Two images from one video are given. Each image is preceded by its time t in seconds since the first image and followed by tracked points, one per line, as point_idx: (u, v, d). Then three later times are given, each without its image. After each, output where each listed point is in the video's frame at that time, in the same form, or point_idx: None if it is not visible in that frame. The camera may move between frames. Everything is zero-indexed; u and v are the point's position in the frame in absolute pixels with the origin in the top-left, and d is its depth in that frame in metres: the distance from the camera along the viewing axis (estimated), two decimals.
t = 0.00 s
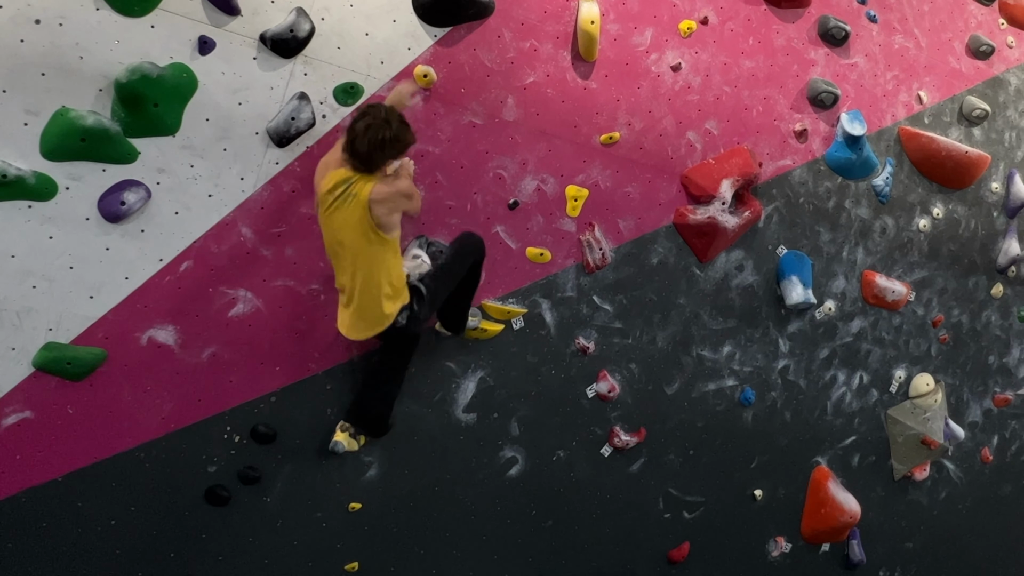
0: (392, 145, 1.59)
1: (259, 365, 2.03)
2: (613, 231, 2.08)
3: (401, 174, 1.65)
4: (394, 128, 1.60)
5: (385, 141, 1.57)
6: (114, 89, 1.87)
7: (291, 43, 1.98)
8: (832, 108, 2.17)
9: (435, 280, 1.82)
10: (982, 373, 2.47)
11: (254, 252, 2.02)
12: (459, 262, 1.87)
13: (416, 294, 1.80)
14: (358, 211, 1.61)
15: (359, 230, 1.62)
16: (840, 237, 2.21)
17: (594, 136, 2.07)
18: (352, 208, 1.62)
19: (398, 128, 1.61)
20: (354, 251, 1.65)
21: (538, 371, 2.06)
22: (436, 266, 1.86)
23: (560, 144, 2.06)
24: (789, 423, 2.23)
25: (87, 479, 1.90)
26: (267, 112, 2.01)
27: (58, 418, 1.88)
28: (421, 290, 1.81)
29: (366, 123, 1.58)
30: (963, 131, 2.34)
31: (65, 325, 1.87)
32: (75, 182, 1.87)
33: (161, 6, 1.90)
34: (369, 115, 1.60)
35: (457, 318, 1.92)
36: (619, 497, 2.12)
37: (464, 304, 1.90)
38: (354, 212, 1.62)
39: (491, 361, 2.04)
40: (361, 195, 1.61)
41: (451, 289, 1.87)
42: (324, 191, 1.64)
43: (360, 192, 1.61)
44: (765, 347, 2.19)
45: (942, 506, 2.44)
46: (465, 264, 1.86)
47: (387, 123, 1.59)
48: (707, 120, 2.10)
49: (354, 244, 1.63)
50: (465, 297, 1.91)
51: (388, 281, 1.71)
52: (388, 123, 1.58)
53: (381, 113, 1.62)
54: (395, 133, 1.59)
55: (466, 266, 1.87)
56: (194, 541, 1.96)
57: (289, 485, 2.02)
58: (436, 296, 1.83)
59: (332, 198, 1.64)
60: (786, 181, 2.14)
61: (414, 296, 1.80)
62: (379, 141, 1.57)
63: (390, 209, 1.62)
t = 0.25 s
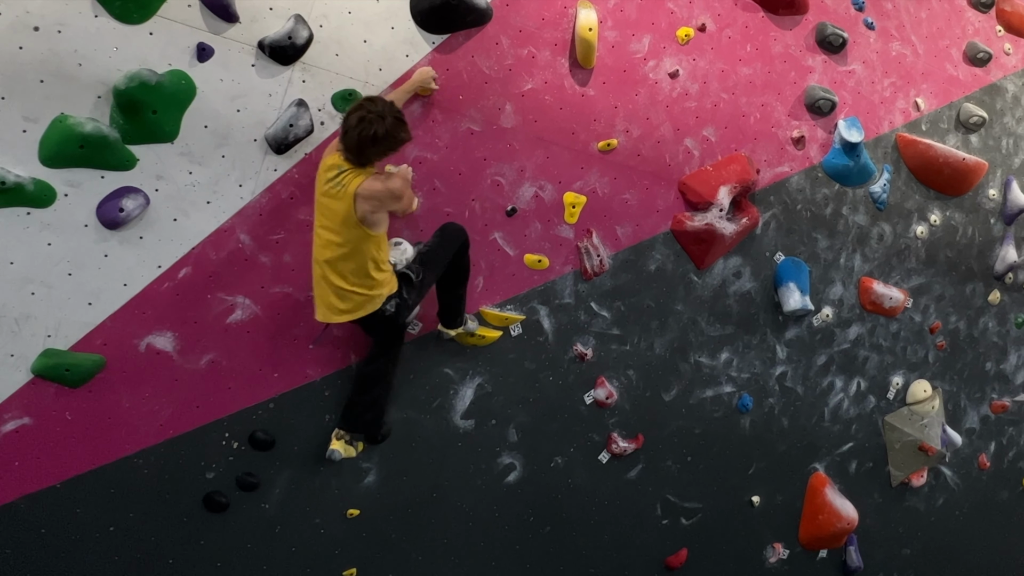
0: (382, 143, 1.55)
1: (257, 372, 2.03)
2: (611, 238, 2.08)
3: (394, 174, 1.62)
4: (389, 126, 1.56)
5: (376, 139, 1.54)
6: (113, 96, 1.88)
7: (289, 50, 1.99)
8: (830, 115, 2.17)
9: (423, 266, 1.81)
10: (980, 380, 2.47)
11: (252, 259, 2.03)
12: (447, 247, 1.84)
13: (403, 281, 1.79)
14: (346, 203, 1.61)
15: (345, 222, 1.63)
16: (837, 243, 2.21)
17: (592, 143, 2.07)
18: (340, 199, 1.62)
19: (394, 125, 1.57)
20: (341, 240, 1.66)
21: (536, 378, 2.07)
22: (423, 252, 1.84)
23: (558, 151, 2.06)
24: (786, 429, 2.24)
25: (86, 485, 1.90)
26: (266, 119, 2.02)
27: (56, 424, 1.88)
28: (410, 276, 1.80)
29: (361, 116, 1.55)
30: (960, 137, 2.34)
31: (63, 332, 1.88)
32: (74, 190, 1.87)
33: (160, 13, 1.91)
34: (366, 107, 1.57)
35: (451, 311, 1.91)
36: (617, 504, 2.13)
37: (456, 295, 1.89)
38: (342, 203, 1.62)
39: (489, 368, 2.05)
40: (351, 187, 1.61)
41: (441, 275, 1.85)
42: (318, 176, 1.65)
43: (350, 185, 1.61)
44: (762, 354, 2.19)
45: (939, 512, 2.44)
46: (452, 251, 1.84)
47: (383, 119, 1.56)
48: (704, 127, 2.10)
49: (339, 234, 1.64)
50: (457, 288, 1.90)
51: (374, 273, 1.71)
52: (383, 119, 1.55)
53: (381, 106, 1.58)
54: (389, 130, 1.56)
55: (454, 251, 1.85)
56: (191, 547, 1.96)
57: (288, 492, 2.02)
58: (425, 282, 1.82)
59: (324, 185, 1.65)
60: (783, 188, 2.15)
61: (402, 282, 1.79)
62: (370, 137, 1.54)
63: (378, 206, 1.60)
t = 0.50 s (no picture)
0: (384, 147, 1.54)
1: (255, 378, 2.03)
2: (609, 245, 2.08)
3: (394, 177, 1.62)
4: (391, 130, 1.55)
5: (378, 143, 1.53)
6: (112, 103, 1.88)
7: (287, 57, 1.99)
8: (827, 122, 2.18)
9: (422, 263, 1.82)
10: (977, 386, 2.48)
11: (251, 266, 2.03)
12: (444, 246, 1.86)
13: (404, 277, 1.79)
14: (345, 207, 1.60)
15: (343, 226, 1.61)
16: (835, 250, 2.21)
17: (590, 150, 2.07)
18: (338, 203, 1.60)
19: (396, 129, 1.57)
20: (337, 245, 1.64)
21: (534, 384, 2.07)
22: (422, 251, 1.85)
23: (556, 158, 2.06)
24: (784, 435, 2.24)
25: (85, 492, 1.90)
26: (264, 126, 2.02)
27: (55, 430, 1.88)
28: (409, 272, 1.80)
29: (362, 118, 1.54)
30: (957, 144, 2.35)
31: (62, 338, 1.88)
32: (72, 196, 1.88)
33: (159, 20, 1.90)
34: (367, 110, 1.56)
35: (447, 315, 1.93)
36: (615, 511, 2.13)
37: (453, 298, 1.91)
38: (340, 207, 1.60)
39: (487, 374, 2.06)
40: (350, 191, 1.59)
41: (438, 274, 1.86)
42: (315, 179, 1.63)
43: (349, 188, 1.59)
44: (760, 360, 2.20)
45: (936, 518, 2.45)
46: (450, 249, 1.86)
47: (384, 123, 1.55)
48: (702, 134, 2.10)
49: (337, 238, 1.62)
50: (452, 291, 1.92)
51: (370, 278, 1.70)
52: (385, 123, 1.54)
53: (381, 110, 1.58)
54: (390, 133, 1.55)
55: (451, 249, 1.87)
56: (190, 553, 1.96)
57: (286, 498, 2.02)
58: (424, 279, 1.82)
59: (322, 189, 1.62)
60: (780, 195, 2.15)
61: (401, 278, 1.79)
62: (372, 141, 1.53)
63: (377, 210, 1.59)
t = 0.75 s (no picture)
0: (409, 148, 1.56)
1: (253, 385, 2.04)
2: (606, 251, 2.09)
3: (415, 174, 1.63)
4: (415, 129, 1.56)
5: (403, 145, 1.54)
6: (110, 110, 1.88)
7: (285, 64, 2.00)
8: (825, 129, 2.18)
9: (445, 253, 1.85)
10: (974, 393, 2.48)
11: (249, 273, 2.03)
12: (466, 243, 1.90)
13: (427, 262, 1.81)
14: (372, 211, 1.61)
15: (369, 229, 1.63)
16: (832, 257, 2.21)
17: (587, 156, 2.08)
18: (363, 208, 1.61)
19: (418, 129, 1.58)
20: (364, 245, 1.66)
21: (532, 391, 2.08)
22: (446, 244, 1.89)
23: (554, 165, 2.07)
24: (781, 442, 2.24)
25: (83, 498, 1.90)
26: (262, 133, 2.02)
27: (53, 437, 1.89)
28: (432, 260, 1.83)
29: (384, 120, 1.54)
30: (955, 151, 2.35)
31: (61, 345, 1.88)
32: (71, 203, 1.88)
33: (157, 27, 1.91)
34: (388, 110, 1.56)
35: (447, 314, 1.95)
36: (612, 517, 2.13)
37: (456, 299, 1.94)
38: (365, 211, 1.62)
39: (485, 381, 2.06)
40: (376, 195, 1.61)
41: (460, 268, 1.89)
42: (337, 182, 1.63)
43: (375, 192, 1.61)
44: (758, 367, 2.20)
45: (934, 524, 2.45)
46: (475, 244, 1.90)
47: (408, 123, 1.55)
48: (700, 141, 2.10)
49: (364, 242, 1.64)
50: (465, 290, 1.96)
51: (394, 274, 1.74)
52: (408, 124, 1.55)
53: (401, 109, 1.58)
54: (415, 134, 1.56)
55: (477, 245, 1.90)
56: (188, 559, 1.97)
57: (284, 504, 2.03)
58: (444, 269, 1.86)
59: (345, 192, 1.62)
60: (778, 202, 2.15)
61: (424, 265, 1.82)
62: (396, 141, 1.54)
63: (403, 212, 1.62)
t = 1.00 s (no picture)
0: (456, 140, 1.65)
1: (252, 391, 2.04)
2: (604, 258, 2.09)
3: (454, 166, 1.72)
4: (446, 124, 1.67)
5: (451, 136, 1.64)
6: (109, 117, 1.88)
7: (283, 71, 2.00)
8: (822, 136, 2.18)
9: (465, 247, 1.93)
10: (971, 400, 2.48)
11: (248, 279, 2.04)
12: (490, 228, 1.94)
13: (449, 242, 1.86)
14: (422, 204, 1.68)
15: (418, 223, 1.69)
16: (830, 263, 2.22)
17: (585, 163, 2.08)
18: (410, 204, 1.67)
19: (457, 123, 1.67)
20: (413, 239, 1.71)
21: (529, 398, 2.08)
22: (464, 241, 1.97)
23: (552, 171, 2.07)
24: (779, 448, 2.25)
25: (81, 504, 1.91)
26: (260, 140, 2.03)
27: (52, 443, 1.89)
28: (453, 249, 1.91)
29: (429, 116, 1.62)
30: (952, 158, 2.35)
31: (59, 351, 1.89)
32: (70, 210, 1.88)
33: (156, 34, 1.91)
34: (431, 108, 1.64)
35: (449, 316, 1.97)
36: (610, 524, 2.14)
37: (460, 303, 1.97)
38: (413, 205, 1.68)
39: (484, 387, 2.07)
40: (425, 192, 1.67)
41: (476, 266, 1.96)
42: (384, 183, 1.66)
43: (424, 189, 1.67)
44: (755, 373, 2.20)
45: (931, 531, 2.45)
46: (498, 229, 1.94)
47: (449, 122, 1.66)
48: (698, 148, 2.10)
49: (412, 237, 1.68)
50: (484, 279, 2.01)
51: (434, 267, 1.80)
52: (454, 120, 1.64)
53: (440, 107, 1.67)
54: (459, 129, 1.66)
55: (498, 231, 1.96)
56: (187, 565, 1.97)
57: (283, 510, 2.03)
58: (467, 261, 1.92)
59: (393, 191, 1.66)
60: (776, 208, 2.15)
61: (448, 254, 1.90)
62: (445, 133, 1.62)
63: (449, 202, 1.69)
